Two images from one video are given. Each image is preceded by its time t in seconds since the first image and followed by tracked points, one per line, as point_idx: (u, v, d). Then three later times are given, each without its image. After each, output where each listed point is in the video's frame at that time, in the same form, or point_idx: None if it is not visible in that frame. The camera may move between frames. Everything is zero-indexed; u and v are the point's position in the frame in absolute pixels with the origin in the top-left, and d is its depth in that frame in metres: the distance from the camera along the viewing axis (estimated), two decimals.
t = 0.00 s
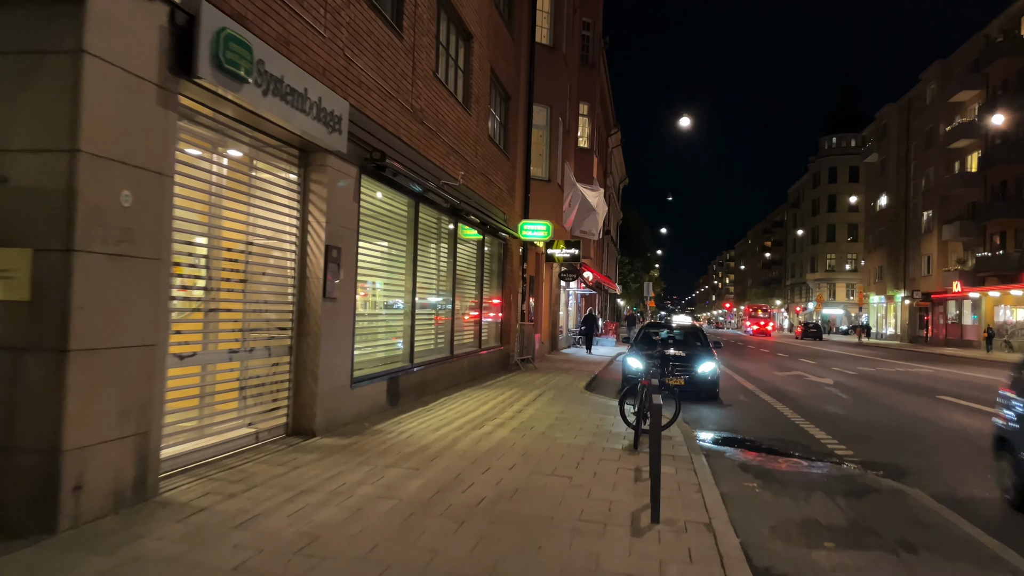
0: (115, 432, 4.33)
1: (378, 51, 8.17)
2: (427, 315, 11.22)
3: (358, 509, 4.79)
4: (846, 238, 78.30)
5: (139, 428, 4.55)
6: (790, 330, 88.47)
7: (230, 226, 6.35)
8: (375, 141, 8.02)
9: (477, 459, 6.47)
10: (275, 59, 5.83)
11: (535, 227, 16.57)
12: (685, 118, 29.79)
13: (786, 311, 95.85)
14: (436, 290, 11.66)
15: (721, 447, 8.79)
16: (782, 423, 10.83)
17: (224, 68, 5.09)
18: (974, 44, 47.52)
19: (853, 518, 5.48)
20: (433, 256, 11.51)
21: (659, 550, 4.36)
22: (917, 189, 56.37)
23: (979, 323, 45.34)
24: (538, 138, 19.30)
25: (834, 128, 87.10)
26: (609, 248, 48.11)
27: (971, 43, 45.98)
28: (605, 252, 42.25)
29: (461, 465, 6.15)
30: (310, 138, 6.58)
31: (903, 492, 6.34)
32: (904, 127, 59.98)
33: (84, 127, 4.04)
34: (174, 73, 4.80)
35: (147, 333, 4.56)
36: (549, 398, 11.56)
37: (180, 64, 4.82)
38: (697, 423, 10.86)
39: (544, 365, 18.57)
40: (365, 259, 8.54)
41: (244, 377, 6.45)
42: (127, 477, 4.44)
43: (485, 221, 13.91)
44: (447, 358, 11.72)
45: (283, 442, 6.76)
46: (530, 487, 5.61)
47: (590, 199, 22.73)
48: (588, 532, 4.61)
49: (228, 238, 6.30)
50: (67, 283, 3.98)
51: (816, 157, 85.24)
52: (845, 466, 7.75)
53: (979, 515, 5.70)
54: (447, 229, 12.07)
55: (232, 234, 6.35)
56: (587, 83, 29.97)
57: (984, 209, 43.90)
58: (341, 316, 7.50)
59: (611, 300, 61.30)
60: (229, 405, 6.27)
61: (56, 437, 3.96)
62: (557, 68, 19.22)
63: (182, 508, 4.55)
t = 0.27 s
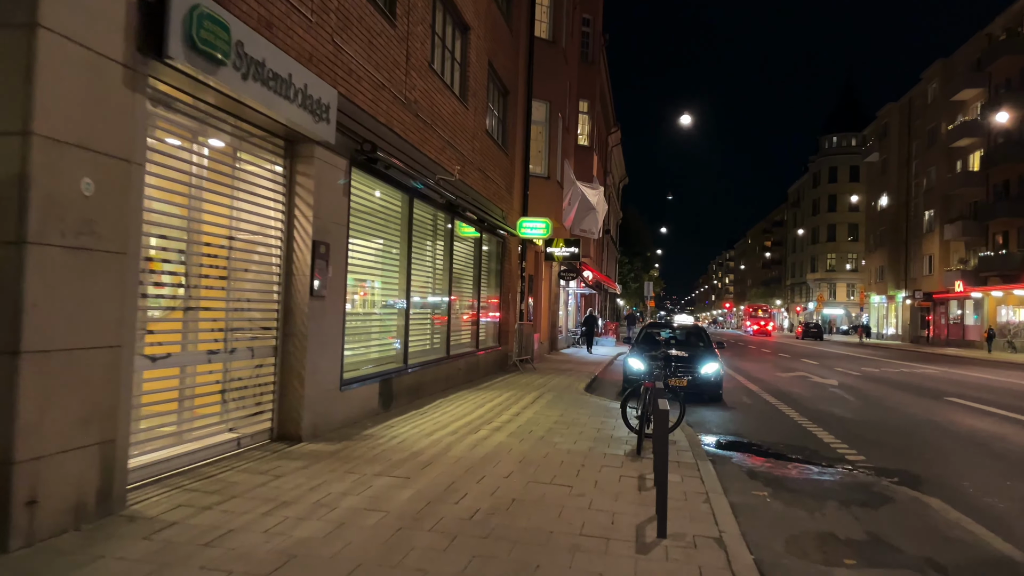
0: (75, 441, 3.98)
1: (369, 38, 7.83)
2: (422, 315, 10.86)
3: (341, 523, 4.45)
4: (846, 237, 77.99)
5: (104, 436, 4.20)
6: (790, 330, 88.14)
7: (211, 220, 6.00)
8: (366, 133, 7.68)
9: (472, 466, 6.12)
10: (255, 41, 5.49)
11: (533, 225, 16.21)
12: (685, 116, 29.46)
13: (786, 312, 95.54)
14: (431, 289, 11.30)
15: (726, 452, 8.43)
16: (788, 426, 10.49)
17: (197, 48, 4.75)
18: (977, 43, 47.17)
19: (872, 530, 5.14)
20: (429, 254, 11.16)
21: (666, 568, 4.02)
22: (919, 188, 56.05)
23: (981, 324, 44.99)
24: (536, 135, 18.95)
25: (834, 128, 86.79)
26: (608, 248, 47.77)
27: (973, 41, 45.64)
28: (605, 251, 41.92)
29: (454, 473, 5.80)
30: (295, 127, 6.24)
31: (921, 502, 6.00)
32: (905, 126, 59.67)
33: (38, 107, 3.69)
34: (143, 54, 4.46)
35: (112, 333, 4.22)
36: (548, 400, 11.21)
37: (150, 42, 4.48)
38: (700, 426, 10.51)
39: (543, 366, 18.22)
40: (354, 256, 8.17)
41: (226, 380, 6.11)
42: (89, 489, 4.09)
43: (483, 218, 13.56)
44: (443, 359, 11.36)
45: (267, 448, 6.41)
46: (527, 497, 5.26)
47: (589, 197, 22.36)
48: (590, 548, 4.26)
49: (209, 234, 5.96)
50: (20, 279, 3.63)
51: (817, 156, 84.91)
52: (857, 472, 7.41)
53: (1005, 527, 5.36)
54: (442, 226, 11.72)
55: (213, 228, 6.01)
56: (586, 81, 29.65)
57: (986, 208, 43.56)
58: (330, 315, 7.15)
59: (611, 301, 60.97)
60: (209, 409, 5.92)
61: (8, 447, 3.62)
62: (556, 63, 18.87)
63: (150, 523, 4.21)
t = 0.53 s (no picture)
0: (26, 453, 3.62)
1: (359, 25, 7.46)
2: (416, 315, 10.50)
3: (320, 540, 4.08)
4: (846, 237, 77.68)
5: (60, 447, 3.84)
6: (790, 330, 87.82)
7: (189, 213, 5.63)
8: (356, 123, 7.31)
9: (466, 476, 5.75)
10: (232, 20, 5.14)
11: (532, 223, 15.84)
12: (686, 113, 29.11)
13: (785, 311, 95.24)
14: (426, 288, 10.93)
15: (732, 457, 8.08)
16: (795, 430, 10.13)
17: (165, 24, 4.40)
18: (979, 40, 46.83)
19: (896, 548, 4.79)
20: (424, 252, 10.79)
21: None
22: (920, 188, 55.72)
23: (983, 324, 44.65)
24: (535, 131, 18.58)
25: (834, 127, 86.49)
26: (608, 247, 47.42)
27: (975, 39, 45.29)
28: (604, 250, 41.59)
29: (446, 483, 5.43)
30: (278, 114, 5.87)
31: (945, 515, 5.63)
32: (906, 125, 59.34)
33: None
34: (106, 30, 4.11)
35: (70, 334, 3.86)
36: (547, 402, 10.85)
37: (113, 17, 4.12)
38: (705, 430, 10.14)
39: (542, 366, 17.86)
40: (342, 253, 7.79)
41: (206, 383, 5.75)
42: (42, 506, 3.73)
43: (480, 215, 13.19)
44: (438, 360, 10.99)
45: (248, 456, 6.03)
46: (525, 511, 4.90)
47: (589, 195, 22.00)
48: (592, 569, 3.90)
49: (187, 228, 5.60)
50: None
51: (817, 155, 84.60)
52: (872, 480, 7.04)
53: None
54: (438, 222, 11.35)
55: (191, 222, 5.64)
56: (586, 78, 29.29)
57: (989, 207, 43.22)
58: (317, 314, 6.77)
59: (610, 301, 60.63)
60: (186, 415, 5.55)
61: None
62: (556, 58, 18.50)
63: (110, 543, 3.85)
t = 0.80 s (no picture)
0: None
1: (350, 9, 7.11)
2: (409, 315, 10.14)
3: (299, 561, 3.73)
4: (846, 237, 77.41)
5: (10, 460, 3.48)
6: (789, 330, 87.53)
7: (166, 207, 5.27)
8: (346, 113, 6.95)
9: (460, 486, 5.40)
10: None
11: (530, 220, 15.48)
12: (686, 111, 28.77)
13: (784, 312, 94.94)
14: (420, 287, 10.57)
15: (739, 464, 7.72)
16: (803, 434, 9.79)
17: None
18: (980, 39, 46.51)
19: (923, 566, 4.43)
20: (418, 250, 10.44)
21: None
22: (920, 187, 55.42)
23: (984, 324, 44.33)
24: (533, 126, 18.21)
25: (833, 127, 86.23)
26: (607, 247, 47.09)
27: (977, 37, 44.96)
28: (603, 250, 41.27)
29: (438, 495, 5.08)
30: (259, 99, 5.53)
31: (969, 528, 5.31)
32: (906, 125, 59.05)
33: None
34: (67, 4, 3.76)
35: (22, 335, 3.50)
36: (546, 405, 10.50)
37: None
38: (709, 434, 9.79)
39: (540, 367, 17.50)
40: (331, 249, 7.44)
41: (185, 388, 5.40)
42: None
43: (477, 212, 12.84)
44: (433, 362, 10.63)
45: (229, 464, 5.67)
46: (523, 525, 4.54)
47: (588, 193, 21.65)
48: None
49: (165, 223, 5.24)
50: None
51: (816, 155, 84.32)
52: (887, 489, 6.71)
53: None
54: (433, 219, 10.99)
55: (167, 216, 5.28)
56: (585, 75, 28.96)
57: (990, 207, 42.91)
58: (303, 314, 6.40)
59: (608, 301, 60.32)
60: (161, 422, 5.19)
61: None
62: (554, 52, 18.14)
63: (66, 565, 3.49)
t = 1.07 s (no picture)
0: None
1: None
2: (402, 314, 9.79)
3: None
4: (844, 237, 77.20)
5: None
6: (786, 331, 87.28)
7: (140, 198, 4.92)
8: (335, 102, 6.60)
9: (454, 497, 5.05)
10: None
11: (528, 218, 15.14)
12: (685, 109, 28.45)
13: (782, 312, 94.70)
14: (413, 286, 10.21)
15: (746, 470, 7.39)
16: (810, 437, 9.45)
17: None
18: (979, 38, 46.24)
19: None
20: (412, 247, 10.09)
21: None
22: (919, 187, 55.17)
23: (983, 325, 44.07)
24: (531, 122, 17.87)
25: (831, 126, 86.02)
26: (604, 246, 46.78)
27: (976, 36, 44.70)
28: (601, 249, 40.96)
29: (430, 507, 4.73)
30: (240, 84, 5.18)
31: (997, 543, 4.97)
32: (905, 124, 58.82)
33: None
34: None
35: None
36: (544, 408, 10.16)
37: None
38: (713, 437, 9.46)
39: (538, 367, 17.16)
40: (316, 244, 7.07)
41: (161, 393, 5.05)
42: None
43: (473, 209, 12.48)
44: (427, 363, 10.27)
45: (208, 474, 5.31)
46: (522, 542, 4.20)
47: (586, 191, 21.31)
48: None
49: (140, 215, 4.89)
50: None
51: (814, 155, 84.09)
52: (904, 498, 6.37)
53: None
54: (428, 216, 10.64)
55: (141, 209, 4.92)
56: (583, 72, 28.64)
57: (990, 207, 42.64)
58: (289, 314, 6.05)
59: (606, 301, 60.01)
60: (134, 430, 4.83)
61: None
62: (552, 47, 17.79)
63: None
